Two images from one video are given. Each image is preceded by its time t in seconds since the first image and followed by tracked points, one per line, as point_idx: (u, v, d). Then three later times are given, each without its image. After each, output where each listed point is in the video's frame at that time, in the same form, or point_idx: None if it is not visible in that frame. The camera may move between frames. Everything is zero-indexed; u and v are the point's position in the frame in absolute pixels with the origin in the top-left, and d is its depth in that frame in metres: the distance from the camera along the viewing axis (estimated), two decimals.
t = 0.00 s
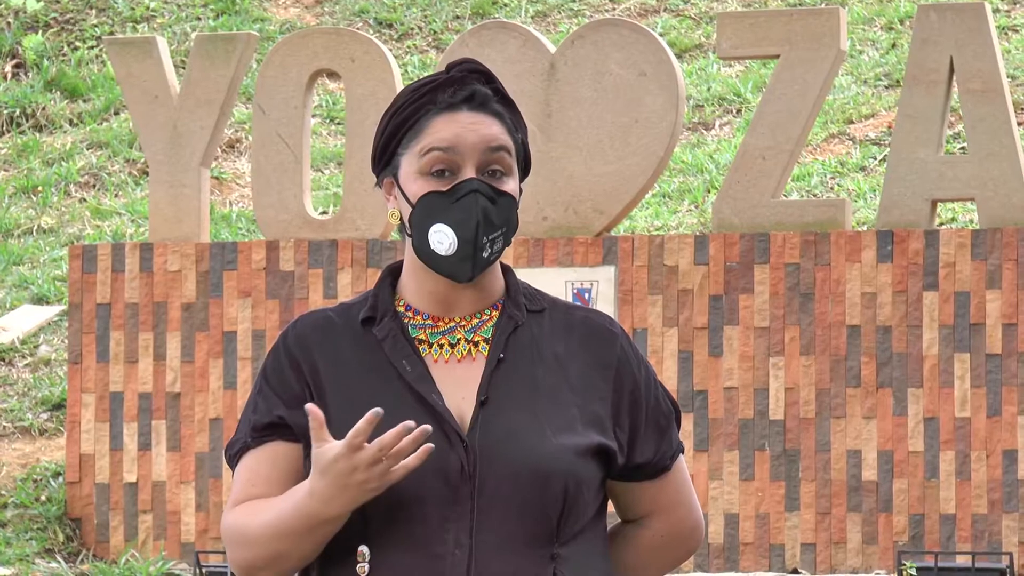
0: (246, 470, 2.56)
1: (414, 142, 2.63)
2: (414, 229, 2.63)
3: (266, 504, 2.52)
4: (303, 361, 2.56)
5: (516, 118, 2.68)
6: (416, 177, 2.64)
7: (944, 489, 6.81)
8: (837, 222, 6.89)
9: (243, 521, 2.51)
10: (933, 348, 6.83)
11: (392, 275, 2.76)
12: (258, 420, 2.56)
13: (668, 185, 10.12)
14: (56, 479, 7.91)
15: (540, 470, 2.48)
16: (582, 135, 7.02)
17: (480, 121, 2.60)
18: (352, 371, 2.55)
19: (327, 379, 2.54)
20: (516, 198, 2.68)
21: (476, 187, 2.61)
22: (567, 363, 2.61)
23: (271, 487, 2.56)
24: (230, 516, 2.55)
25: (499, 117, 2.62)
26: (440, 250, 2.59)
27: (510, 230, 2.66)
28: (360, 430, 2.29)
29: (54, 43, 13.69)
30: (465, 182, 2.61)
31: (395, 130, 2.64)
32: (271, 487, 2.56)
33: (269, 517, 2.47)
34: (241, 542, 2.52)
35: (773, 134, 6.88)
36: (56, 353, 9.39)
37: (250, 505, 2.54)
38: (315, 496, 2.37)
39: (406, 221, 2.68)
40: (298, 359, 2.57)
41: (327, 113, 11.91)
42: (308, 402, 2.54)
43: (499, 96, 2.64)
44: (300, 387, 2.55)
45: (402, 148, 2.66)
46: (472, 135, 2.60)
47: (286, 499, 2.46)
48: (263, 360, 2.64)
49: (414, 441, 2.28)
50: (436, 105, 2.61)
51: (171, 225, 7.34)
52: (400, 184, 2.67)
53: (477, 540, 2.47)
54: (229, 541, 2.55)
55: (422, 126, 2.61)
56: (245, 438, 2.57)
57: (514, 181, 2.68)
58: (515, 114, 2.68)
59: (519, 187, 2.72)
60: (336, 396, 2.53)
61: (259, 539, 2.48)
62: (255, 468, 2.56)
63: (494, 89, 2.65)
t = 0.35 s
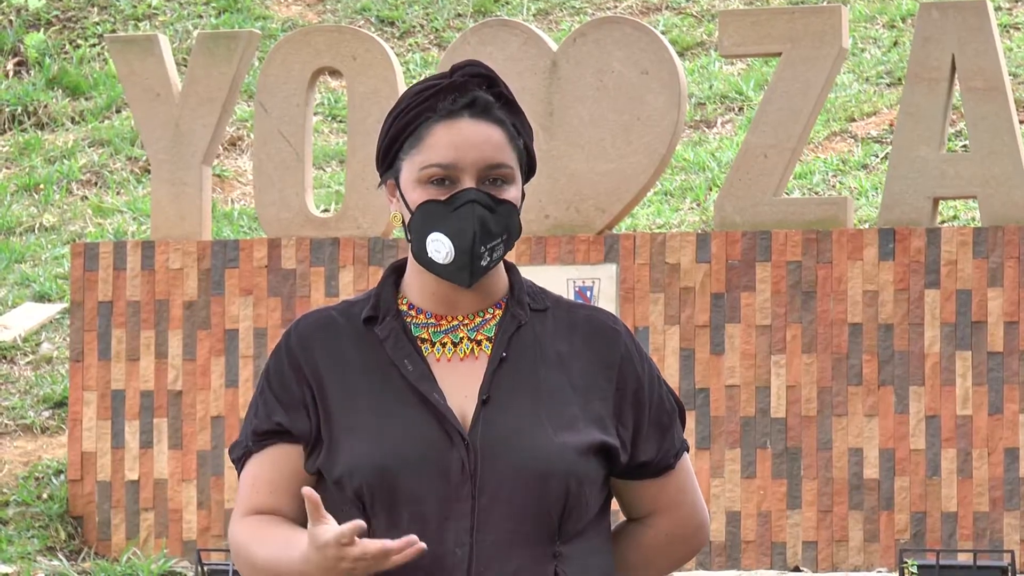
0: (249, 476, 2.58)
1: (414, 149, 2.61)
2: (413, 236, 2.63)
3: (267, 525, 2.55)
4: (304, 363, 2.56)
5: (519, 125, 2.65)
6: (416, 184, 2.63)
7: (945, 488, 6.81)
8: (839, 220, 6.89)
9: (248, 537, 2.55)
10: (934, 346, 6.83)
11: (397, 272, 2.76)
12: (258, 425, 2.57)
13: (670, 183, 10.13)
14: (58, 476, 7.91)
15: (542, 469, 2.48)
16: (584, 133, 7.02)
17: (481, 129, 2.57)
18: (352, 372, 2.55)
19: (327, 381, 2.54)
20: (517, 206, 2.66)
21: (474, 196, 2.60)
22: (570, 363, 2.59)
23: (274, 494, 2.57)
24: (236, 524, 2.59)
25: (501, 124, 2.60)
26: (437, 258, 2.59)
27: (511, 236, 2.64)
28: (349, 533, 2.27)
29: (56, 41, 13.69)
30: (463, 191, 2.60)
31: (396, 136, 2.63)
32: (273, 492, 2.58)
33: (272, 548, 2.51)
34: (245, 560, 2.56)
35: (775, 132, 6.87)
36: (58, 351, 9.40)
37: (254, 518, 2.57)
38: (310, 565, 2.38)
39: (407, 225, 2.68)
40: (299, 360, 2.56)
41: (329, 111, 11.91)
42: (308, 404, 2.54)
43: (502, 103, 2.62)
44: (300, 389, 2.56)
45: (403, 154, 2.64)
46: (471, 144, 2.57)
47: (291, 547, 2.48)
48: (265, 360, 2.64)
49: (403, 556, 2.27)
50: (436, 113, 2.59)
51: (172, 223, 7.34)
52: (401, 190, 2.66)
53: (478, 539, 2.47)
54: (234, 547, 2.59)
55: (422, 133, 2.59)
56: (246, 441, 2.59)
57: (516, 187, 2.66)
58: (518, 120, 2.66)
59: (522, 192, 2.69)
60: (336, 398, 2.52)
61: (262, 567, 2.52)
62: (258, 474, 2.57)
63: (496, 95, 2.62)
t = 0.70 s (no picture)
0: (254, 473, 2.58)
1: (417, 140, 2.61)
2: (417, 228, 2.63)
3: (271, 522, 2.55)
4: (309, 360, 2.57)
5: (523, 116, 2.65)
6: (420, 175, 2.63)
7: (947, 486, 6.81)
8: (840, 219, 6.89)
9: (254, 534, 2.55)
10: (936, 344, 6.83)
11: (402, 271, 2.75)
12: (263, 422, 2.57)
13: (672, 181, 10.13)
14: (59, 475, 7.92)
15: (545, 470, 2.48)
16: (585, 132, 7.02)
17: (482, 119, 2.57)
18: (357, 369, 2.55)
19: (332, 379, 2.54)
20: (521, 197, 2.65)
21: (477, 185, 2.59)
22: (574, 362, 2.59)
23: (280, 490, 2.57)
24: (240, 520, 2.59)
25: (504, 114, 2.59)
26: (442, 248, 2.58)
27: (515, 227, 2.63)
28: (382, 526, 2.27)
29: (57, 40, 13.69)
30: (466, 180, 2.59)
31: (399, 128, 2.63)
32: (279, 489, 2.58)
33: (280, 544, 2.50)
34: (251, 557, 2.55)
35: (777, 130, 6.87)
36: (60, 349, 9.40)
37: (259, 514, 2.57)
38: (336, 561, 2.37)
39: (411, 219, 2.68)
40: (304, 358, 2.57)
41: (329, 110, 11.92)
42: (313, 401, 2.55)
43: (504, 95, 2.62)
44: (305, 387, 2.56)
45: (406, 146, 2.64)
46: (473, 134, 2.57)
47: (306, 545, 2.47)
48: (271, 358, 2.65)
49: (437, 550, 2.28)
50: (438, 103, 2.59)
51: (174, 221, 7.34)
52: (405, 183, 2.66)
53: (481, 539, 2.47)
54: (239, 545, 2.58)
55: (424, 125, 2.60)
56: (251, 439, 2.59)
57: (520, 178, 2.65)
58: (522, 112, 2.65)
59: (526, 184, 2.68)
60: (341, 396, 2.52)
61: (271, 563, 2.51)
62: (263, 470, 2.57)
63: (498, 86, 2.62)
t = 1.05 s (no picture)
0: (255, 471, 2.58)
1: (417, 133, 2.61)
2: (418, 221, 2.63)
3: (273, 522, 2.55)
4: (312, 359, 2.56)
5: (522, 109, 2.65)
6: (421, 168, 2.63)
7: (949, 485, 6.81)
8: (842, 217, 6.89)
9: (255, 532, 2.55)
10: (938, 343, 6.82)
11: (405, 269, 2.75)
12: (265, 420, 2.57)
13: (673, 179, 10.13)
14: (61, 473, 7.92)
15: (547, 468, 2.48)
16: (587, 130, 7.02)
17: (482, 111, 2.57)
18: (360, 367, 2.55)
19: (335, 377, 2.54)
20: (521, 188, 2.65)
21: (477, 176, 2.59)
22: (577, 361, 2.59)
23: (282, 490, 2.57)
24: (242, 519, 2.59)
25: (503, 107, 2.59)
26: (444, 239, 2.58)
27: (516, 218, 2.63)
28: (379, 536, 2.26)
29: (59, 38, 13.69)
30: (466, 171, 2.59)
31: (399, 122, 2.63)
32: (281, 488, 2.58)
33: (282, 543, 2.50)
34: (251, 555, 2.55)
35: (779, 128, 6.87)
36: (61, 347, 9.40)
37: (261, 512, 2.57)
38: (333, 565, 2.36)
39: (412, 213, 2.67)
40: (307, 356, 2.57)
41: (331, 108, 11.92)
42: (316, 399, 2.55)
43: (504, 88, 2.62)
44: (308, 384, 2.56)
45: (407, 140, 2.64)
46: (473, 126, 2.57)
47: (305, 547, 2.47)
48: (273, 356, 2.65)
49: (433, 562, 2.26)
50: (438, 96, 2.59)
51: (176, 219, 7.34)
52: (406, 176, 2.66)
53: (483, 538, 2.47)
54: (240, 543, 2.58)
55: (425, 118, 2.59)
56: (253, 437, 2.59)
57: (521, 170, 2.65)
58: (522, 105, 2.65)
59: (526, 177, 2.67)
60: (343, 393, 2.52)
61: (272, 562, 2.51)
62: (265, 469, 2.57)
63: (498, 80, 2.62)
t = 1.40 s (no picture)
0: (255, 472, 2.58)
1: (412, 133, 2.61)
2: (412, 221, 2.62)
3: (273, 523, 2.54)
4: (310, 359, 2.57)
5: (519, 110, 2.65)
6: (415, 168, 2.62)
7: (950, 484, 6.81)
8: (843, 216, 6.89)
9: (256, 534, 2.55)
10: (939, 342, 6.82)
11: (403, 269, 2.74)
12: (264, 421, 2.57)
13: (675, 179, 10.13)
14: (62, 473, 7.93)
15: (544, 468, 2.47)
16: (588, 129, 7.02)
17: (478, 111, 2.57)
18: (358, 368, 2.55)
19: (332, 377, 2.54)
20: (516, 189, 2.64)
21: (471, 175, 2.58)
22: (575, 360, 2.59)
23: (282, 490, 2.57)
24: (242, 520, 2.59)
25: (499, 107, 2.59)
26: (437, 238, 2.57)
27: (512, 218, 2.61)
28: (384, 530, 2.26)
29: (61, 38, 13.70)
30: (459, 170, 2.58)
31: (396, 122, 2.63)
32: (281, 489, 2.57)
33: (282, 544, 2.50)
34: (252, 557, 2.56)
35: (780, 128, 6.87)
36: (63, 347, 9.41)
37: (262, 513, 2.57)
38: (336, 562, 2.36)
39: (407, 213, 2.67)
40: (305, 356, 2.57)
41: (333, 108, 11.93)
42: (314, 399, 2.55)
43: (500, 89, 2.62)
44: (307, 385, 2.56)
45: (402, 140, 2.64)
46: (468, 126, 2.57)
47: (306, 546, 2.47)
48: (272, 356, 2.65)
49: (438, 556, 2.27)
50: (433, 96, 2.59)
51: (178, 219, 7.34)
52: (400, 176, 2.66)
53: (480, 537, 2.47)
54: (241, 545, 2.58)
55: (420, 117, 2.59)
56: (252, 438, 2.59)
57: (516, 172, 2.64)
58: (518, 106, 2.65)
59: (522, 178, 2.67)
60: (341, 393, 2.52)
61: (274, 563, 2.51)
62: (265, 470, 2.57)
63: (494, 81, 2.62)
